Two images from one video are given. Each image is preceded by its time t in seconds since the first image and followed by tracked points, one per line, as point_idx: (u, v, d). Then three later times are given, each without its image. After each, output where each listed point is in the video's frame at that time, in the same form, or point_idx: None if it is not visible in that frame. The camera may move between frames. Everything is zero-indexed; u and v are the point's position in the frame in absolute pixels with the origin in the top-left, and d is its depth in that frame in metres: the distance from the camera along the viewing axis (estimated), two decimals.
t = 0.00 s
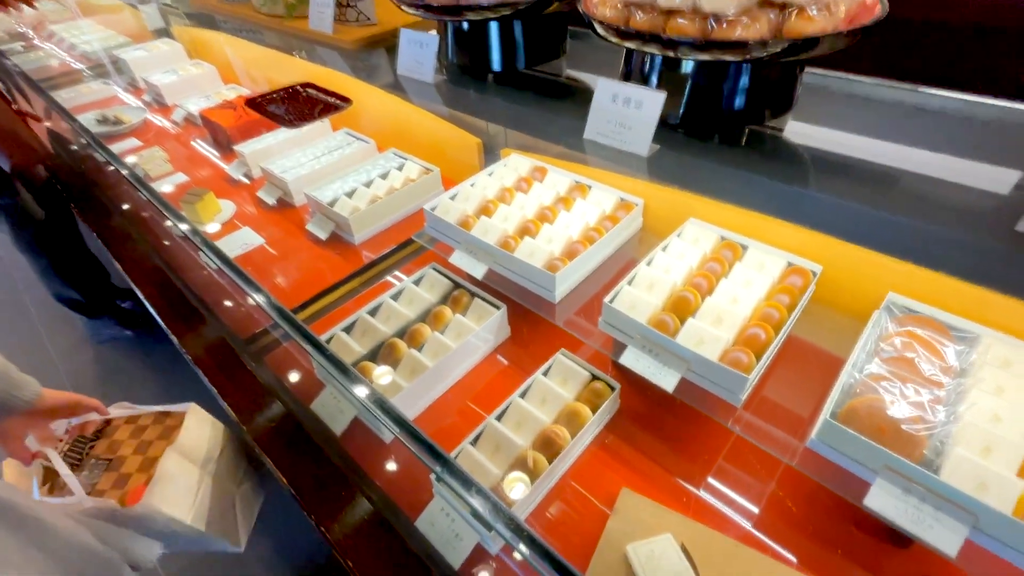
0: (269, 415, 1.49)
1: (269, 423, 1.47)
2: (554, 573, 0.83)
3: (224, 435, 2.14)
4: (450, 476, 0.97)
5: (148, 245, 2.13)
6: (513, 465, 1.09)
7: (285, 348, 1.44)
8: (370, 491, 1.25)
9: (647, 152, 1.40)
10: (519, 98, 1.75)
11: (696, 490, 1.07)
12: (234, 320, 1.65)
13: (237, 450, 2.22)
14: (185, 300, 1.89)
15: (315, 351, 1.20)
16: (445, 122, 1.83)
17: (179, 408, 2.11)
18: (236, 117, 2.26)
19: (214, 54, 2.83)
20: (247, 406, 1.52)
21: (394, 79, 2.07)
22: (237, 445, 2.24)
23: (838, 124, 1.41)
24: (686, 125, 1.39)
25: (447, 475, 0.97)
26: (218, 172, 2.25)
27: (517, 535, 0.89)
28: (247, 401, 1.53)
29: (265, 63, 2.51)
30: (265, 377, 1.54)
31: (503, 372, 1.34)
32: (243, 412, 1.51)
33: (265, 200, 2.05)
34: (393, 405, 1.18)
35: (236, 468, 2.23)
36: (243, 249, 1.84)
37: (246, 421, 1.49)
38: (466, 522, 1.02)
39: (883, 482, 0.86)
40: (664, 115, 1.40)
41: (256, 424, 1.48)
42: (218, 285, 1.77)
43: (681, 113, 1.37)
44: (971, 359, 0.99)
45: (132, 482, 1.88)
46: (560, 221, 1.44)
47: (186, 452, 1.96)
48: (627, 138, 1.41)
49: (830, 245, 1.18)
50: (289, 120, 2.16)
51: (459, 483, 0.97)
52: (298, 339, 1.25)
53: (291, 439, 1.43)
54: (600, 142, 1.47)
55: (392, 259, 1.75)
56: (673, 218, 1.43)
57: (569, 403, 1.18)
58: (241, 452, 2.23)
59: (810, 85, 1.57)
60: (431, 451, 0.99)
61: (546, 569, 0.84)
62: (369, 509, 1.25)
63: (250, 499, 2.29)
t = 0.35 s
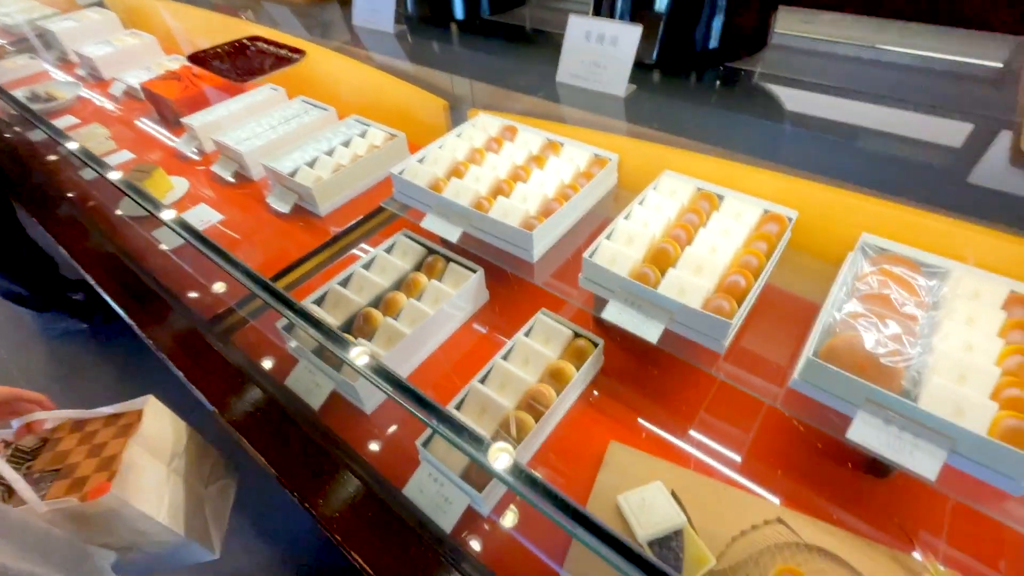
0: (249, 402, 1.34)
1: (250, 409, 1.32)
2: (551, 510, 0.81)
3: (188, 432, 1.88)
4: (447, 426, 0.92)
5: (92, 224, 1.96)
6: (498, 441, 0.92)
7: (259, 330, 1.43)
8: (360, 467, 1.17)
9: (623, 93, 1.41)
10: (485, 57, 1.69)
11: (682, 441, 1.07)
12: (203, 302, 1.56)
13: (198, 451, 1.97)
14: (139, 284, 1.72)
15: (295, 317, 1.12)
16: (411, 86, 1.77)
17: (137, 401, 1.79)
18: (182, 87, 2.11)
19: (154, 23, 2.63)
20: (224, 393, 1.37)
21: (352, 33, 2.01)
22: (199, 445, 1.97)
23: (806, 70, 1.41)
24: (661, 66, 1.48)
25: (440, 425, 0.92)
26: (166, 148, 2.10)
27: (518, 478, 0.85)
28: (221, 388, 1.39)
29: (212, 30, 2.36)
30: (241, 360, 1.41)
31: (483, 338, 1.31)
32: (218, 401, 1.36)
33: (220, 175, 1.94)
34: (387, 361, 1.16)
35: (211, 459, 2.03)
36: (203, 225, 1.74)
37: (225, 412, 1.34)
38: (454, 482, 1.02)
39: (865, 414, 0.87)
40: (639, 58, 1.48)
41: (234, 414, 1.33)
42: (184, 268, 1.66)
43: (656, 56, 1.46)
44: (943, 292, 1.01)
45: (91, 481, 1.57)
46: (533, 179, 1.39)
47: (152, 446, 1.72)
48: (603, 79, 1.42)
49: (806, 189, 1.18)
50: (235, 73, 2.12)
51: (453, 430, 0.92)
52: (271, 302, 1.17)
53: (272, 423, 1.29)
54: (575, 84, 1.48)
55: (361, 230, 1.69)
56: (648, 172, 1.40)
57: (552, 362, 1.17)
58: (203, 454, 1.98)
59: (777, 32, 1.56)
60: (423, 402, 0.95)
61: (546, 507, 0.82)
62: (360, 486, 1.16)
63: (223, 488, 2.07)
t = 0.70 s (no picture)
0: (216, 401, 1.25)
1: (219, 407, 1.23)
2: (535, 462, 0.80)
3: (139, 472, 1.60)
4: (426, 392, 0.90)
5: (6, 216, 1.74)
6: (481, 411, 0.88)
7: (217, 323, 1.36)
8: (343, 453, 1.13)
9: (577, 43, 1.41)
10: (432, 23, 1.62)
11: (656, 397, 1.09)
12: (152, 300, 1.45)
13: (141, 492, 1.59)
14: (74, 282, 1.56)
15: (257, 297, 1.05)
16: (357, 59, 1.69)
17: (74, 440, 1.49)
18: (105, 71, 1.95)
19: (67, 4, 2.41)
20: (188, 393, 1.27)
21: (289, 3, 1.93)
22: (142, 479, 1.61)
23: (755, 22, 1.41)
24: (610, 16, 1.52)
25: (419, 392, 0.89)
26: (92, 138, 1.94)
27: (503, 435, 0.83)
28: (182, 388, 1.28)
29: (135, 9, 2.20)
30: (203, 357, 1.31)
31: (451, 312, 1.29)
32: (181, 402, 1.25)
33: (157, 164, 1.81)
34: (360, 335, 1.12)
35: (159, 493, 1.63)
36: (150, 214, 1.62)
37: (189, 414, 1.23)
38: (432, 455, 1.00)
39: (828, 353, 0.90)
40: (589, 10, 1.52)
41: (201, 415, 1.23)
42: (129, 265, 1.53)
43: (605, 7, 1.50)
44: (893, 231, 1.06)
45: (8, 534, 1.31)
46: (491, 146, 1.36)
47: (86, 493, 1.44)
48: (556, 31, 1.41)
49: (761, 140, 1.20)
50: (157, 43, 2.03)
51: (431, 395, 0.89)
52: (229, 284, 1.10)
53: (244, 420, 1.21)
54: (527, 37, 1.47)
55: (315, 212, 1.62)
56: (607, 134, 1.39)
57: (523, 329, 1.16)
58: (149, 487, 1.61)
59: None
60: (400, 371, 0.92)
61: (531, 461, 0.81)
62: (342, 473, 1.11)
63: (172, 523, 1.60)
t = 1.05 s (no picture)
0: (176, 415, 1.18)
1: (180, 422, 1.17)
2: (508, 439, 0.80)
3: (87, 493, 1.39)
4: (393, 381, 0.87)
5: None
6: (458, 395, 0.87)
7: (164, 330, 1.27)
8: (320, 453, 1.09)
9: (515, 10, 1.49)
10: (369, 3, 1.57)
11: (625, 365, 1.10)
12: (95, 313, 1.34)
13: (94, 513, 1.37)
14: None
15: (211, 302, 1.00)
16: (292, 44, 1.62)
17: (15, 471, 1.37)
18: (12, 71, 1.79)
19: None
20: (143, 407, 1.20)
21: None
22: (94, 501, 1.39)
23: None
24: None
25: (388, 382, 0.87)
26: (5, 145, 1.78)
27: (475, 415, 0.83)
28: (137, 402, 1.21)
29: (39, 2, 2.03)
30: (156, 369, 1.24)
31: (413, 299, 1.26)
32: (137, 416, 1.19)
33: (83, 169, 1.68)
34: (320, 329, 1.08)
35: (116, 510, 1.39)
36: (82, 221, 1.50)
37: (150, 430, 1.17)
38: (404, 444, 0.98)
39: (784, 305, 0.92)
40: None
41: (163, 430, 1.17)
42: (63, 276, 1.41)
43: None
44: (839, 183, 1.09)
45: None
46: (440, 126, 1.32)
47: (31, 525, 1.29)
48: None
49: (708, 103, 1.21)
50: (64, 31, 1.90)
51: (401, 384, 0.87)
52: (177, 288, 1.03)
53: (207, 429, 1.15)
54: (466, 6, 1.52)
55: (262, 208, 1.55)
56: (556, 107, 1.38)
57: (488, 309, 1.14)
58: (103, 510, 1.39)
59: None
60: (366, 362, 0.90)
61: (504, 438, 0.80)
62: (320, 475, 1.07)
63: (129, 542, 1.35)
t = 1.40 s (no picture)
0: (139, 438, 1.13)
1: (143, 445, 1.12)
2: (484, 436, 0.80)
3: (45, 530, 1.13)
4: (362, 388, 0.86)
5: None
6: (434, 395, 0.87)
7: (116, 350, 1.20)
8: (297, 462, 1.06)
9: None
10: None
11: (597, 346, 1.11)
12: (43, 337, 1.25)
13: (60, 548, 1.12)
14: None
15: (162, 321, 0.96)
16: (229, 40, 1.54)
17: None
18: None
19: None
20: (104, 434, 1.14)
21: None
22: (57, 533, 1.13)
23: None
24: None
25: (357, 389, 0.86)
26: None
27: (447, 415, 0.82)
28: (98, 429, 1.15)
29: None
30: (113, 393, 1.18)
31: (379, 297, 1.24)
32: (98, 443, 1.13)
33: (11, 186, 1.57)
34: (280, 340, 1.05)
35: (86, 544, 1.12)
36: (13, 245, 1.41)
37: (113, 456, 1.12)
38: (381, 444, 0.97)
39: (744, 275, 0.94)
40: None
41: (127, 453, 1.12)
42: None
43: None
44: (788, 152, 1.13)
45: None
46: (392, 118, 1.29)
47: None
48: None
49: (658, 81, 1.22)
50: None
51: (370, 390, 0.86)
52: (125, 309, 0.99)
53: (173, 448, 1.11)
54: None
55: (212, 215, 1.48)
56: (509, 93, 1.36)
57: (455, 302, 1.13)
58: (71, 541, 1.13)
59: None
60: (332, 371, 0.88)
61: (481, 436, 0.80)
62: (299, 484, 1.04)
63: None
